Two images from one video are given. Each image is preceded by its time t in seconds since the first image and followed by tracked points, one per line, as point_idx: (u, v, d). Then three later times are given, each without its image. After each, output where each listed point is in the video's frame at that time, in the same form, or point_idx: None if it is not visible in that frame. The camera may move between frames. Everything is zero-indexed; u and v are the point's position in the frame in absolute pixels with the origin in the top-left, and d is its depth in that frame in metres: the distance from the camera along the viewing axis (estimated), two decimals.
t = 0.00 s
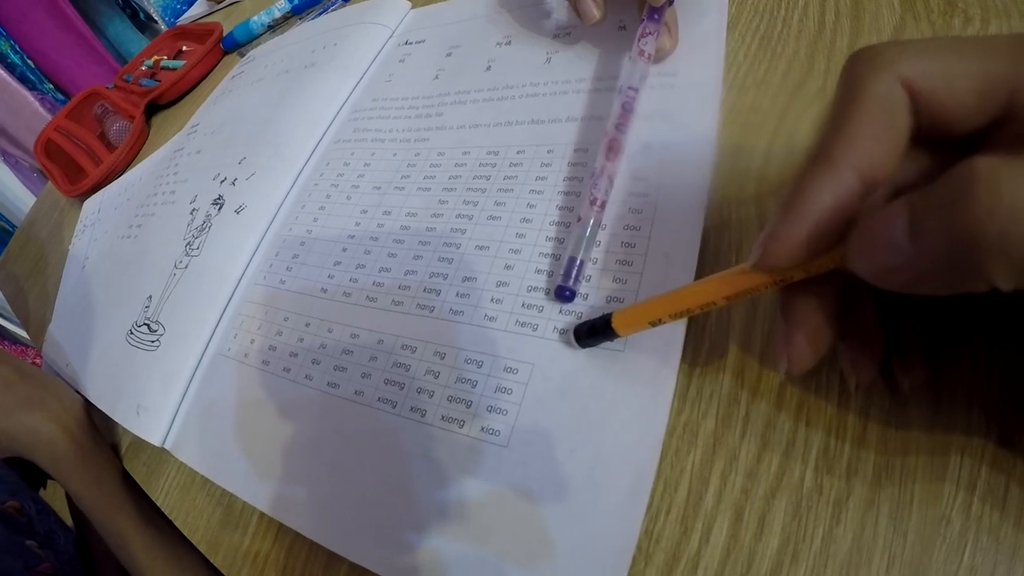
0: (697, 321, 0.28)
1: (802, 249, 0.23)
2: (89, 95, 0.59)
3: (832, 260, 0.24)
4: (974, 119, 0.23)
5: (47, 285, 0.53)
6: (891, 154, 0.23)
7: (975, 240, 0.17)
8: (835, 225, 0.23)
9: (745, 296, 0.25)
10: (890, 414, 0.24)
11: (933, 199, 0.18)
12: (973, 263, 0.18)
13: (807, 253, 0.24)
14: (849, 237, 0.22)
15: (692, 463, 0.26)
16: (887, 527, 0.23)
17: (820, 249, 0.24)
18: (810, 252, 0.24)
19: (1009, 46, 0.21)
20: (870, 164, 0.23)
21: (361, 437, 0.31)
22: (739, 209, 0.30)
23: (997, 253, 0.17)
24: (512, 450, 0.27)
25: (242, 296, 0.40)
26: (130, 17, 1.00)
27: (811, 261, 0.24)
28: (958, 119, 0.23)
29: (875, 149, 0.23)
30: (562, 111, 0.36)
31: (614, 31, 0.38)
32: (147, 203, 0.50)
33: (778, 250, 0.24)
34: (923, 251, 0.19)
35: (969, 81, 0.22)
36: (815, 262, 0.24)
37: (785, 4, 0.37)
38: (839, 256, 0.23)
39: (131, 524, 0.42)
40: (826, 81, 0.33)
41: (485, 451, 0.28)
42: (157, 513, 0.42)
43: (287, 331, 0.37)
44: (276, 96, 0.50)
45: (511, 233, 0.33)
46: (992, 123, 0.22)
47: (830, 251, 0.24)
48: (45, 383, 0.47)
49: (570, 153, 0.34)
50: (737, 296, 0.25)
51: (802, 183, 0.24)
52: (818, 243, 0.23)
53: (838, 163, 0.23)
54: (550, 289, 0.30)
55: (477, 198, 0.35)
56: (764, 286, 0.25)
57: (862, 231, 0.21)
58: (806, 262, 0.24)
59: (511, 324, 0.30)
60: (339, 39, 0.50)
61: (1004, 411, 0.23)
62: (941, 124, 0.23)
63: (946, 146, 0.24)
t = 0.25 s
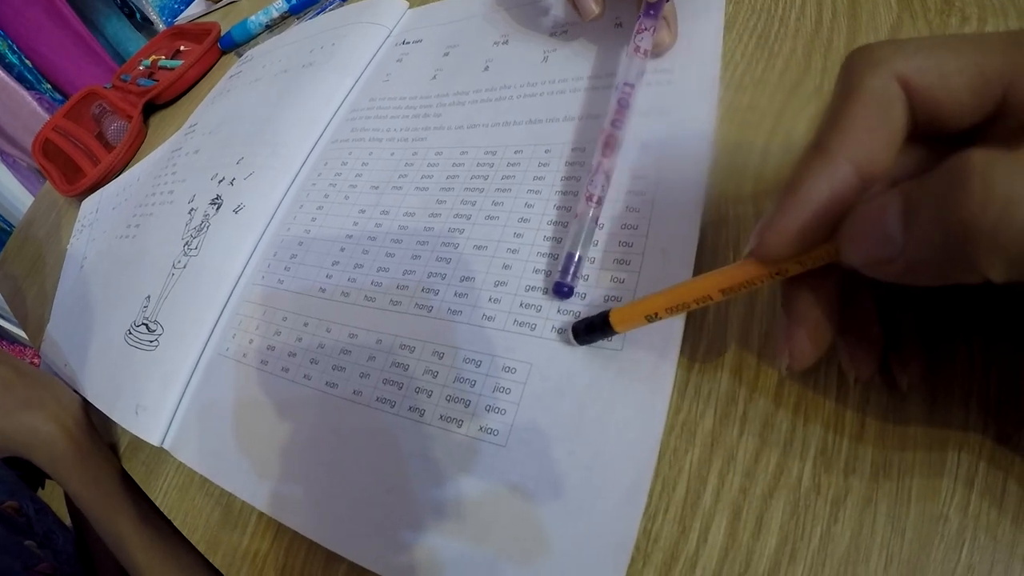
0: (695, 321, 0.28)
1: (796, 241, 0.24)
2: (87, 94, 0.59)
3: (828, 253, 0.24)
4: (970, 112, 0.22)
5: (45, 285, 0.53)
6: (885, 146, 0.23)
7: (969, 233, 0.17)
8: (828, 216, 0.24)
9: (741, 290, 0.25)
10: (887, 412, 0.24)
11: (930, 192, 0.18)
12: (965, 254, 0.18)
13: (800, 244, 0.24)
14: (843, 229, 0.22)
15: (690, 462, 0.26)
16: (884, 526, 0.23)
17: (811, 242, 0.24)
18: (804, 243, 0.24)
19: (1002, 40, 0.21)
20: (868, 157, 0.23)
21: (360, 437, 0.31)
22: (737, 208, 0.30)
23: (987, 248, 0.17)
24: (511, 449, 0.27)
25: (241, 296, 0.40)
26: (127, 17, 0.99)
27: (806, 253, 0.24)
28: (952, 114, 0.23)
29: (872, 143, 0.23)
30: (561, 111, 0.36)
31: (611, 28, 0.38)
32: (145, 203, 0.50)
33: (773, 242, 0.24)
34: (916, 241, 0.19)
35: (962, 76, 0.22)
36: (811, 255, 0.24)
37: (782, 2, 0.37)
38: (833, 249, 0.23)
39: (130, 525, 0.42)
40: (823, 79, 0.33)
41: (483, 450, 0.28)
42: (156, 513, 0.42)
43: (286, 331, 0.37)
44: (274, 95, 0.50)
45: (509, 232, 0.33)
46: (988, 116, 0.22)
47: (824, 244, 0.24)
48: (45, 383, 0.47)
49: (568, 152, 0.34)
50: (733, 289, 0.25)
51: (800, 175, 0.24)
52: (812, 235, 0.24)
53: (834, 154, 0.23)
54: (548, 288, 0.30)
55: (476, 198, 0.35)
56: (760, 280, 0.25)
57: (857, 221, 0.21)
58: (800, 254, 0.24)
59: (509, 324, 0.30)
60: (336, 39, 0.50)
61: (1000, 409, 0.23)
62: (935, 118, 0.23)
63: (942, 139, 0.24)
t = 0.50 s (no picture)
0: (704, 323, 0.28)
1: (807, 242, 0.24)
2: (93, 91, 0.59)
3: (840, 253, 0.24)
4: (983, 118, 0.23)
5: (48, 281, 0.53)
6: (899, 148, 0.24)
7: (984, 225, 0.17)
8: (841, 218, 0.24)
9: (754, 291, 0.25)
10: (895, 416, 0.25)
11: (946, 194, 0.18)
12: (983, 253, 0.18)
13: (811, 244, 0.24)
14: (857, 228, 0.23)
15: (698, 464, 0.26)
16: (891, 529, 0.23)
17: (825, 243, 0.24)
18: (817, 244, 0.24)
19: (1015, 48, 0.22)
20: (882, 160, 0.24)
21: (368, 436, 0.31)
22: (746, 211, 0.30)
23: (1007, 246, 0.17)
24: (518, 449, 0.27)
25: (248, 294, 0.40)
26: (132, 13, 0.99)
27: (819, 253, 0.24)
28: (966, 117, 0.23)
29: (886, 144, 0.24)
30: (571, 113, 0.36)
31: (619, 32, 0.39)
32: (151, 199, 0.50)
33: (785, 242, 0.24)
34: (933, 237, 0.19)
35: (975, 78, 0.22)
36: (823, 256, 0.24)
37: (792, 8, 0.37)
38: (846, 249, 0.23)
39: (133, 521, 0.42)
40: (833, 84, 0.33)
41: (490, 450, 0.28)
42: (159, 510, 0.42)
43: (293, 329, 0.37)
44: (281, 94, 0.50)
45: (519, 234, 0.33)
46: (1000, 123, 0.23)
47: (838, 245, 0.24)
48: (49, 379, 0.47)
49: (578, 154, 0.34)
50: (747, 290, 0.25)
51: (815, 174, 0.24)
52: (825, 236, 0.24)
53: (848, 157, 0.24)
54: (557, 290, 0.30)
55: (484, 199, 0.35)
56: (770, 282, 0.25)
57: (874, 219, 0.21)
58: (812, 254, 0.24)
59: (518, 325, 0.30)
60: (344, 39, 0.50)
61: (1007, 413, 0.24)
62: (949, 121, 0.23)
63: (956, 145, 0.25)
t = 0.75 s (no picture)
0: (695, 323, 0.28)
1: (819, 174, 0.26)
2: (91, 95, 0.59)
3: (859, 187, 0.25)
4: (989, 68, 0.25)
5: (47, 285, 0.53)
6: (914, 91, 0.26)
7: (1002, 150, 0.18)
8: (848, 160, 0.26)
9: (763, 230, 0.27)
10: (887, 415, 0.24)
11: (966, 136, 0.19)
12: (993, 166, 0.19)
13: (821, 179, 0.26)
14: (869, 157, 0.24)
15: (690, 463, 0.26)
16: (884, 527, 0.23)
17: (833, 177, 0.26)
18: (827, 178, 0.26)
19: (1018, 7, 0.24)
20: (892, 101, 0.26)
21: (364, 438, 0.31)
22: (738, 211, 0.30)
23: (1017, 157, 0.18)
24: (512, 449, 0.28)
25: (244, 297, 0.40)
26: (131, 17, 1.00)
27: (831, 188, 0.26)
28: (977, 70, 0.25)
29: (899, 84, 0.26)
30: (565, 115, 0.36)
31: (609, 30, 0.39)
32: (149, 203, 0.50)
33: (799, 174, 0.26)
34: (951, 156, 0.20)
35: (990, 34, 0.24)
36: (837, 190, 0.26)
37: (784, 6, 0.37)
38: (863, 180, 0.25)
39: (131, 524, 0.42)
40: (824, 83, 0.33)
41: (485, 451, 0.28)
42: (158, 512, 0.43)
43: (288, 331, 0.37)
44: (276, 97, 0.50)
45: (511, 234, 0.33)
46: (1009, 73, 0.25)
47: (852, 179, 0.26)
48: (47, 383, 0.47)
49: (571, 155, 0.34)
50: (756, 228, 0.27)
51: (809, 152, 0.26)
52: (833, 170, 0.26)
53: (863, 98, 0.26)
54: (549, 290, 0.30)
55: (477, 200, 0.35)
56: (784, 218, 0.26)
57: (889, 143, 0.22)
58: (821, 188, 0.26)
59: (510, 325, 0.30)
60: (340, 42, 0.50)
61: (998, 410, 0.24)
62: (962, 79, 0.26)
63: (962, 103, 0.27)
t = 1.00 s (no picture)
0: (692, 321, 0.28)
1: (850, 105, 0.27)
2: (92, 98, 0.60)
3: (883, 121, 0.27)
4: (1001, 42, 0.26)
5: (49, 288, 0.53)
6: (938, 44, 0.27)
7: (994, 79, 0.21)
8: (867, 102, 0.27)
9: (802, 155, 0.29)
10: (883, 412, 0.25)
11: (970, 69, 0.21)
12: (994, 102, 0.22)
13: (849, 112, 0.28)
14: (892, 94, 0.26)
15: (687, 461, 0.26)
16: (879, 524, 0.23)
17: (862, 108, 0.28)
18: (856, 111, 0.28)
19: None
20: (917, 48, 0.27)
21: (364, 438, 0.31)
22: (734, 211, 0.30)
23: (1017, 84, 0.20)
24: (510, 447, 0.28)
25: (243, 298, 0.40)
26: (131, 19, 1.00)
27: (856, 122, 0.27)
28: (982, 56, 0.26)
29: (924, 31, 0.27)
30: (562, 117, 0.37)
31: (612, 39, 0.39)
32: (149, 205, 0.50)
33: (831, 104, 0.28)
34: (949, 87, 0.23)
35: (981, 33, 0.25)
36: (862, 124, 0.27)
37: (780, 6, 0.37)
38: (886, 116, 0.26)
39: (132, 525, 0.42)
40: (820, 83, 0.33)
41: (484, 450, 0.28)
42: (159, 513, 0.43)
43: (288, 332, 0.37)
44: (276, 100, 0.50)
45: (509, 234, 0.33)
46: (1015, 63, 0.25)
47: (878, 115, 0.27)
48: (48, 385, 0.47)
49: (568, 156, 0.35)
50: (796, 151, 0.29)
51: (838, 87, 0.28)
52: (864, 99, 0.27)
53: (888, 43, 0.28)
54: (546, 289, 0.31)
55: (475, 201, 0.35)
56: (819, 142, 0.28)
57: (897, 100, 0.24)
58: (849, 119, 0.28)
59: (507, 324, 0.30)
60: (338, 44, 0.51)
61: (993, 409, 0.24)
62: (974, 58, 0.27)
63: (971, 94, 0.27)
